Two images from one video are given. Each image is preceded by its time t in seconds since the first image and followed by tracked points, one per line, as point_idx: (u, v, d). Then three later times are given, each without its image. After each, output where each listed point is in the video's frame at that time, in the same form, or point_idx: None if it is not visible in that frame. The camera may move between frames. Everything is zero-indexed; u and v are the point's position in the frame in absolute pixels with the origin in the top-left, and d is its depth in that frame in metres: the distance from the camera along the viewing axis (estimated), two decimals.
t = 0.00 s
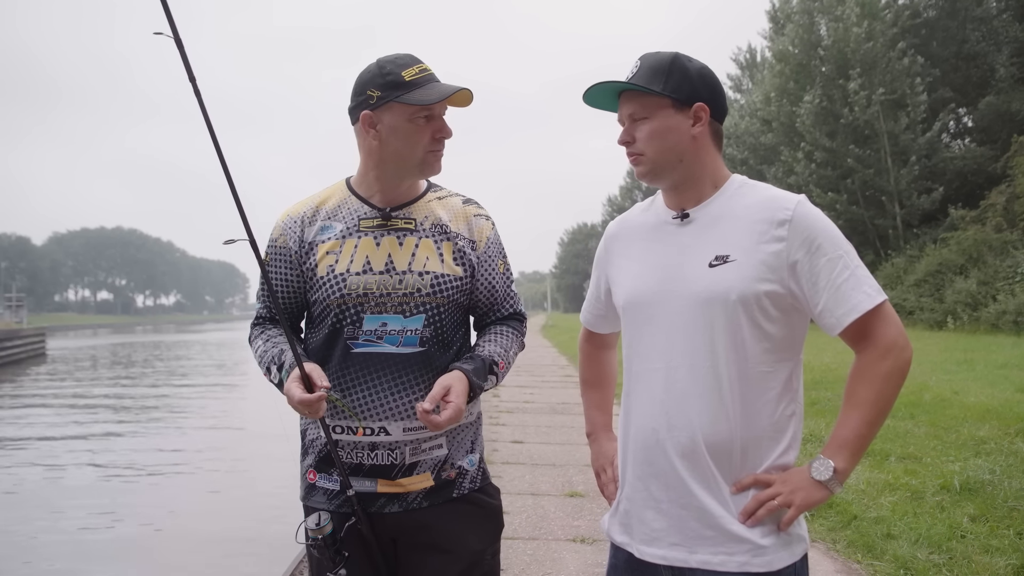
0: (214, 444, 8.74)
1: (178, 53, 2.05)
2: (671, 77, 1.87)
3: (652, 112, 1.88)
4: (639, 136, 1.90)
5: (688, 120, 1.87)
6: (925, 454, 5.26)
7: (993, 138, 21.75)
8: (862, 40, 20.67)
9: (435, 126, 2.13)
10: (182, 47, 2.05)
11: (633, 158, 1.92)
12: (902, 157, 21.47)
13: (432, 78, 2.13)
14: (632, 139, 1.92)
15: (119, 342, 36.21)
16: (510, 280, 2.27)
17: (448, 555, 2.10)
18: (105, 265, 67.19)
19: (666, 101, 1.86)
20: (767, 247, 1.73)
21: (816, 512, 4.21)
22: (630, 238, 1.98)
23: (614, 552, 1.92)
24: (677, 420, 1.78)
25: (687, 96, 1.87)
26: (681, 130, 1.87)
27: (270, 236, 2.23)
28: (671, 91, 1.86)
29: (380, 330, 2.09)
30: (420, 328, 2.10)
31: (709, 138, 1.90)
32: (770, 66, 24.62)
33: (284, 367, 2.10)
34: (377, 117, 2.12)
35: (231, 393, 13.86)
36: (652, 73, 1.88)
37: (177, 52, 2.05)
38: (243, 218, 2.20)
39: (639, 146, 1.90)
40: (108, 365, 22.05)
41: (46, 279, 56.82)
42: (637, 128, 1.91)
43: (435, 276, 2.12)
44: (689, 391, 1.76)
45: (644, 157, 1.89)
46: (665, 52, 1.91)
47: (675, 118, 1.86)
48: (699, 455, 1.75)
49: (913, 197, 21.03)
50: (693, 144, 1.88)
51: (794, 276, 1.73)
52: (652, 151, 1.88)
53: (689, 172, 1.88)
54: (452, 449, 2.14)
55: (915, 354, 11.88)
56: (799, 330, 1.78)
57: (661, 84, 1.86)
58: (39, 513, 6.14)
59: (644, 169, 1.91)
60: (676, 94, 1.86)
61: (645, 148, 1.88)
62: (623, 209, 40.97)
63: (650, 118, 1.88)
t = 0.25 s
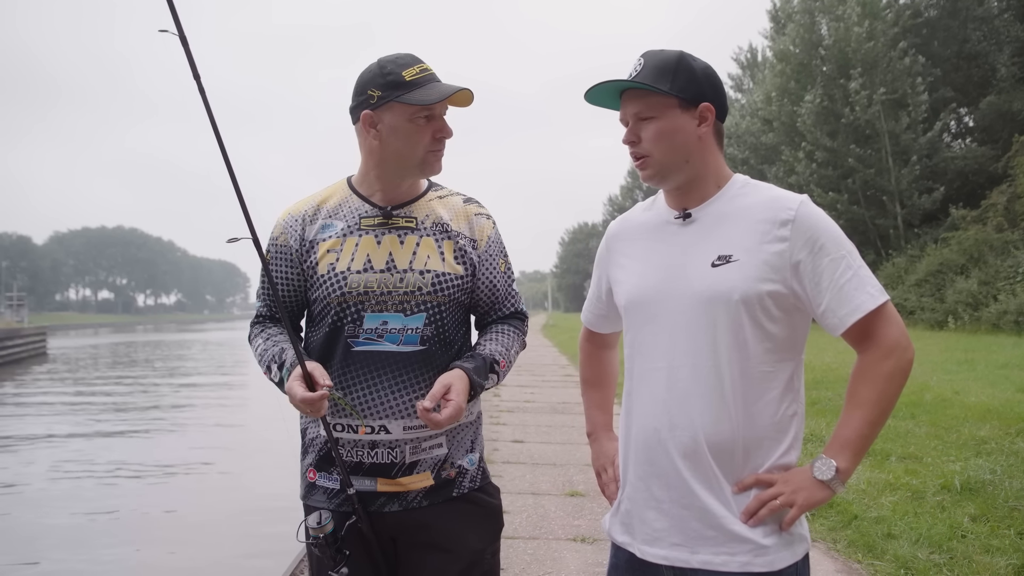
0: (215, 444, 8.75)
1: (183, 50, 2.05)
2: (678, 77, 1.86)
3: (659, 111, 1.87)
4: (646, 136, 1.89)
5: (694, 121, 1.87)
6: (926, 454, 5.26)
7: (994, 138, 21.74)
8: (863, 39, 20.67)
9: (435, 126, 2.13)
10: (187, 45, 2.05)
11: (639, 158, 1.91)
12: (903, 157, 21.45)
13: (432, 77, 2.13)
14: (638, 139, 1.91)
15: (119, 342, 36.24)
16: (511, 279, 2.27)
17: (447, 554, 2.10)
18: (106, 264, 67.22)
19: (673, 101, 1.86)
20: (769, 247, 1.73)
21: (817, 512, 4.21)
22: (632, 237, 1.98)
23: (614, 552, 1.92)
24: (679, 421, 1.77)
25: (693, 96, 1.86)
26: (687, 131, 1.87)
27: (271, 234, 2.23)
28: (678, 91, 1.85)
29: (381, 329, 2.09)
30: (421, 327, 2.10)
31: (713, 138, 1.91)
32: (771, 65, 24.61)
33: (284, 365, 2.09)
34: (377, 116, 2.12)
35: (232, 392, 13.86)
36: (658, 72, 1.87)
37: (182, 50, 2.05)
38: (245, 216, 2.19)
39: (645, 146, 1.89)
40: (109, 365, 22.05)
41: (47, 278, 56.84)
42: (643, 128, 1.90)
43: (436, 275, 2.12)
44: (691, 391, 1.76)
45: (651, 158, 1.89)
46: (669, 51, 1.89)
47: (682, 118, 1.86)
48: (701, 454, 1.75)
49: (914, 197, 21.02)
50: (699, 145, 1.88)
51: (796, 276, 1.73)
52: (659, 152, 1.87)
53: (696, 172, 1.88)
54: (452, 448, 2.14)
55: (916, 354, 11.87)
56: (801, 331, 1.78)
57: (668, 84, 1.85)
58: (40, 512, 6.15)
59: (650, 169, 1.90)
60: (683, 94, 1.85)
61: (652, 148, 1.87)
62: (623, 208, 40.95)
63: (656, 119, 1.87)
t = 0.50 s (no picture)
0: (215, 444, 8.75)
1: (183, 50, 2.01)
2: (687, 74, 1.85)
3: (666, 108, 1.86)
4: (651, 132, 1.87)
5: (699, 120, 1.87)
6: (926, 453, 5.26)
7: (994, 137, 21.73)
8: (863, 39, 20.66)
9: (433, 127, 2.13)
10: (188, 45, 2.01)
11: (643, 154, 1.89)
12: (903, 156, 21.44)
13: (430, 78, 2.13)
14: (642, 135, 1.89)
15: (119, 342, 36.23)
16: (510, 279, 2.26)
17: (447, 553, 2.10)
18: (107, 264, 67.20)
19: (680, 98, 1.85)
20: (767, 246, 1.73)
21: (818, 511, 4.21)
22: (629, 237, 1.97)
23: (614, 552, 1.92)
24: (680, 421, 1.77)
25: (699, 95, 1.86)
26: (692, 129, 1.87)
27: (270, 235, 2.23)
28: (686, 89, 1.84)
29: (380, 328, 2.09)
30: (421, 326, 2.10)
31: (714, 138, 1.91)
32: (771, 65, 24.59)
33: (284, 365, 2.09)
34: (376, 117, 2.12)
35: (233, 392, 13.85)
36: (667, 69, 1.85)
37: (182, 50, 2.01)
38: (245, 216, 2.17)
39: (651, 142, 1.87)
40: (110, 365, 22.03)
41: (47, 278, 56.81)
42: (649, 123, 1.88)
43: (435, 274, 2.12)
44: (690, 391, 1.76)
45: (656, 154, 1.87)
46: (677, 48, 1.88)
47: (689, 116, 1.85)
48: (702, 454, 1.75)
49: (914, 196, 21.01)
50: (703, 144, 1.88)
51: (794, 275, 1.73)
52: (665, 149, 1.86)
53: (699, 170, 1.87)
54: (451, 448, 2.13)
55: (916, 354, 11.87)
56: (798, 330, 1.78)
57: (677, 81, 1.84)
58: (40, 512, 6.14)
59: (654, 166, 1.88)
60: (690, 92, 1.85)
61: (658, 144, 1.86)
62: (623, 208, 40.92)
63: (663, 115, 1.86)
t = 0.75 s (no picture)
0: (216, 444, 8.75)
1: (202, 46, 1.90)
2: (707, 83, 1.84)
3: (685, 114, 1.83)
4: (666, 137, 1.84)
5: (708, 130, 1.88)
6: (927, 452, 5.27)
7: (994, 136, 21.74)
8: (863, 38, 20.66)
9: (431, 128, 2.13)
10: (206, 41, 1.90)
11: (654, 157, 1.85)
12: (903, 155, 21.44)
13: (427, 80, 2.13)
14: (656, 137, 1.85)
15: (120, 343, 36.30)
16: (508, 280, 2.26)
17: (447, 552, 2.11)
18: (107, 265, 67.22)
19: (697, 105, 1.84)
20: (762, 246, 1.74)
21: (818, 510, 4.21)
22: (623, 237, 1.98)
23: (611, 552, 1.92)
24: (676, 419, 1.78)
25: (713, 104, 1.87)
26: (702, 139, 1.87)
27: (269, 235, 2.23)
28: (704, 98, 1.84)
29: (379, 328, 2.09)
30: (419, 326, 2.10)
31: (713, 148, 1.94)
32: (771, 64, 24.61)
33: (285, 365, 2.09)
34: (373, 119, 2.12)
35: (233, 393, 13.87)
36: (690, 74, 1.83)
37: (200, 46, 1.90)
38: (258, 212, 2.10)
39: (664, 146, 1.84)
40: (110, 366, 22.03)
41: (48, 279, 56.79)
42: (665, 126, 1.84)
43: (434, 274, 2.12)
44: (686, 390, 1.76)
45: (668, 159, 1.84)
46: (698, 53, 1.86)
47: (702, 125, 1.85)
48: (698, 453, 1.75)
49: (914, 196, 21.02)
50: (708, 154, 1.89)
51: (789, 275, 1.74)
52: (678, 154, 1.84)
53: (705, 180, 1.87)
54: (451, 448, 2.14)
55: (916, 353, 11.88)
56: (793, 328, 1.78)
57: (698, 88, 1.83)
58: (41, 513, 6.15)
59: (664, 169, 1.84)
60: (707, 101, 1.85)
61: (670, 148, 1.83)
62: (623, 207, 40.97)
63: (680, 120, 1.83)
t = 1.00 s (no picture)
0: (216, 445, 8.75)
1: (222, 44, 2.00)
2: (702, 83, 1.83)
3: (680, 114, 1.82)
4: (660, 137, 1.83)
5: (705, 129, 1.86)
6: (927, 451, 5.27)
7: (994, 135, 21.73)
8: (862, 37, 20.66)
9: (429, 129, 2.13)
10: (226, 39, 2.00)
11: (649, 158, 1.84)
12: (902, 154, 21.44)
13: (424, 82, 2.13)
14: (651, 137, 1.84)
15: (121, 344, 36.31)
16: (506, 280, 2.25)
17: (447, 552, 2.11)
18: (107, 266, 67.20)
19: (693, 105, 1.83)
20: (759, 248, 1.73)
21: (817, 510, 4.21)
22: (621, 237, 1.97)
23: (607, 551, 1.92)
24: (672, 421, 1.77)
25: (709, 104, 1.85)
26: (699, 138, 1.85)
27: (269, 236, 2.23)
28: (699, 97, 1.82)
29: (377, 329, 2.09)
30: (417, 327, 2.10)
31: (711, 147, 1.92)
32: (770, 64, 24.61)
33: (286, 365, 2.09)
34: (372, 121, 2.12)
35: (233, 394, 13.86)
36: (685, 74, 1.82)
37: (221, 44, 2.00)
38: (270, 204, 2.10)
39: (659, 147, 1.83)
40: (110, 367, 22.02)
41: (48, 280, 56.77)
42: (659, 126, 1.83)
43: (431, 275, 2.11)
44: (682, 392, 1.76)
45: (663, 159, 1.83)
46: (693, 53, 1.85)
47: (698, 125, 1.84)
48: (695, 454, 1.75)
49: (914, 195, 21.01)
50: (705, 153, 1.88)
51: (786, 277, 1.73)
52: (673, 154, 1.82)
53: (701, 180, 1.86)
54: (450, 449, 2.13)
55: (916, 352, 11.88)
56: (789, 330, 1.78)
57: (693, 89, 1.81)
58: (41, 514, 6.15)
59: (659, 170, 1.84)
60: (703, 101, 1.83)
61: (665, 149, 1.82)
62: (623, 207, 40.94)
63: (675, 120, 1.82)
